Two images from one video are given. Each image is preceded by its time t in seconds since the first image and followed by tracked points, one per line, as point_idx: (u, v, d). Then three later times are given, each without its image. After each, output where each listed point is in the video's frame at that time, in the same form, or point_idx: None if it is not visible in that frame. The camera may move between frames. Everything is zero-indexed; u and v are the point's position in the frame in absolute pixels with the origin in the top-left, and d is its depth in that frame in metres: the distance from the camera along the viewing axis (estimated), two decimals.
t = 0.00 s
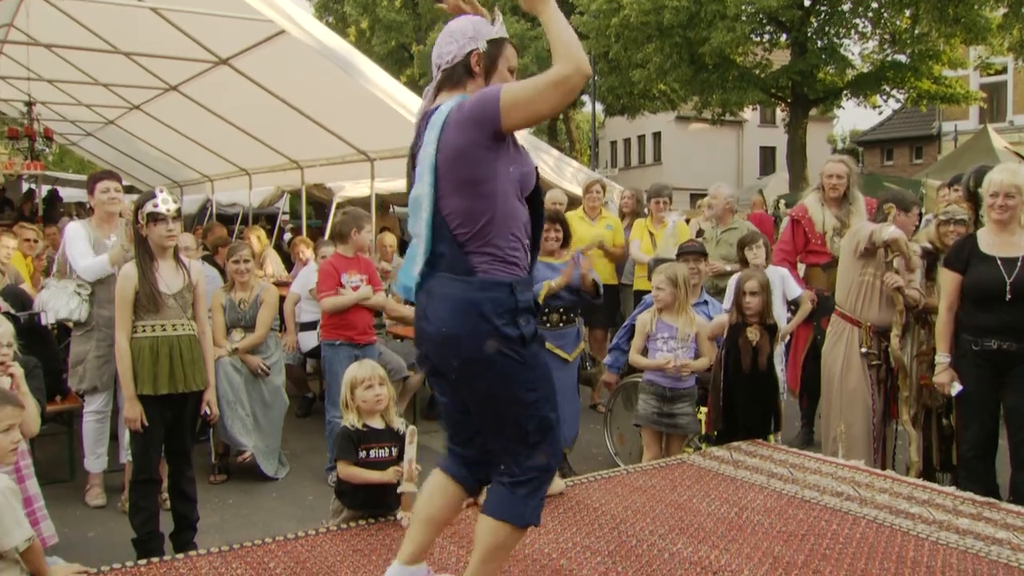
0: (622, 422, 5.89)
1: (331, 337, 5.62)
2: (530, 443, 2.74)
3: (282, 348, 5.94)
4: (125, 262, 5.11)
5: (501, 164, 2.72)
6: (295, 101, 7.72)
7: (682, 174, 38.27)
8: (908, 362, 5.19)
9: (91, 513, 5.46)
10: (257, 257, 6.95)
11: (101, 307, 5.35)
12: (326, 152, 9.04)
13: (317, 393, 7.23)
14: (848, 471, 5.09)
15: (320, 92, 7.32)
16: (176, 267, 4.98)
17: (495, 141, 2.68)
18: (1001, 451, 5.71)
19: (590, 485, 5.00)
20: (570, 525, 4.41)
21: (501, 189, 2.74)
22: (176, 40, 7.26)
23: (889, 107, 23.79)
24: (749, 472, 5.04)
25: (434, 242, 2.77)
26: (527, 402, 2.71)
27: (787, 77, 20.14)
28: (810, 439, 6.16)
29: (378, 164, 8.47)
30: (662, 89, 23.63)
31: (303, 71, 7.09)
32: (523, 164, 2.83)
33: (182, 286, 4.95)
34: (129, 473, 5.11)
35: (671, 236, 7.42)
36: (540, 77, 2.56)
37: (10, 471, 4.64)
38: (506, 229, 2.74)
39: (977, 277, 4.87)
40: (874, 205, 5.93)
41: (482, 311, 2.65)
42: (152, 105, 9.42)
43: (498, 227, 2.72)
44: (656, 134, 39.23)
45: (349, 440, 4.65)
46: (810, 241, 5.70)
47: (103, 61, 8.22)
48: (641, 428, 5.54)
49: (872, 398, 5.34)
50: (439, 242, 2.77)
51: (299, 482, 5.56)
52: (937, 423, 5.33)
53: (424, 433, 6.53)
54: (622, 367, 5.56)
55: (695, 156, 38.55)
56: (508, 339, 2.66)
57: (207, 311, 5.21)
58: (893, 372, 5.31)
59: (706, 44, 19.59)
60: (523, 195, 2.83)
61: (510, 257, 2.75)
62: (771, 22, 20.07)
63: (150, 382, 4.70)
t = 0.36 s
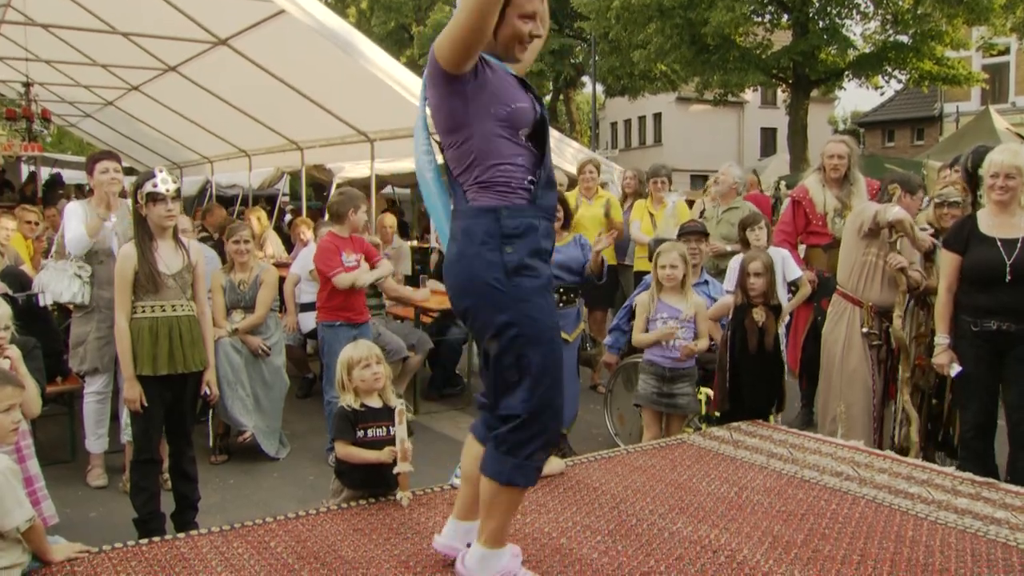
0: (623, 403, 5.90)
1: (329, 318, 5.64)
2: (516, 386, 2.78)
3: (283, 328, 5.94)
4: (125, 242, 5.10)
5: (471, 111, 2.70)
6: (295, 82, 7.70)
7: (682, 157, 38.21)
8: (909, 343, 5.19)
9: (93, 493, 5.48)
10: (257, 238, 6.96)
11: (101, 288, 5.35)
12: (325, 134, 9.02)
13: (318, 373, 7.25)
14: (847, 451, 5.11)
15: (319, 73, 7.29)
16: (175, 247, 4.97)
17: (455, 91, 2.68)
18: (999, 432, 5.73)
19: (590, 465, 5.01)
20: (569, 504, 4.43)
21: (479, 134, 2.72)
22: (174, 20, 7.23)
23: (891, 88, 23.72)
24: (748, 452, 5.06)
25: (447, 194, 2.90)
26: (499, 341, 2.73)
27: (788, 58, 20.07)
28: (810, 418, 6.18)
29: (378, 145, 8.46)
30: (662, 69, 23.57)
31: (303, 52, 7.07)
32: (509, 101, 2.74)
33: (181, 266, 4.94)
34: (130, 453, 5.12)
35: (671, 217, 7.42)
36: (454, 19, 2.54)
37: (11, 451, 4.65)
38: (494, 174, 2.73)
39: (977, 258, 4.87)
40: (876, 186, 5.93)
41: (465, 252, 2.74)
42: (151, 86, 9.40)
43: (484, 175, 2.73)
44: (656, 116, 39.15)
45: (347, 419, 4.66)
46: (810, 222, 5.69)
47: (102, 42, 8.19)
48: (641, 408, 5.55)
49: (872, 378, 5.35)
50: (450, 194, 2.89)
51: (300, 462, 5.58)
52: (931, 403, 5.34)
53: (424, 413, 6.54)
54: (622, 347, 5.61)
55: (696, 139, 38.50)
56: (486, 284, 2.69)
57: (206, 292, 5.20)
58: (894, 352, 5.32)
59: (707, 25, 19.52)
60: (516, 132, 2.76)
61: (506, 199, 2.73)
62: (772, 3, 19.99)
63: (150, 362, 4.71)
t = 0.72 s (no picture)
0: (622, 380, 5.91)
1: (338, 294, 5.66)
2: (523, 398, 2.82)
3: (283, 306, 5.93)
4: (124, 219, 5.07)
5: (472, 119, 2.66)
6: (295, 60, 7.66)
7: (682, 138, 38.12)
8: (911, 321, 5.19)
9: (93, 470, 5.49)
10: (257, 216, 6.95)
11: (100, 265, 5.34)
12: (325, 112, 8.99)
13: (318, 351, 7.26)
14: (848, 429, 5.12)
15: (319, 50, 7.25)
16: (175, 225, 4.95)
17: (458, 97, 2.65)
18: (998, 409, 5.74)
19: (590, 442, 5.00)
20: (570, 481, 4.43)
21: (478, 143, 2.68)
22: None
23: (893, 66, 23.66)
24: (748, 429, 5.06)
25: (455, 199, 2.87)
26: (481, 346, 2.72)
27: (790, 36, 20.01)
28: (808, 396, 6.19)
29: (377, 123, 8.43)
30: (663, 47, 23.49)
31: (302, 31, 7.03)
32: (514, 112, 2.66)
33: (181, 244, 4.92)
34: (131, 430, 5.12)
35: (671, 194, 7.39)
36: (469, 23, 2.49)
37: (11, 427, 4.65)
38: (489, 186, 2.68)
39: (977, 236, 4.86)
40: (878, 162, 5.93)
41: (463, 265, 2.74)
42: (149, 63, 9.35)
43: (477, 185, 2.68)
44: (657, 96, 39.03)
45: (346, 395, 4.65)
46: (812, 199, 5.68)
47: (99, 19, 8.14)
48: (641, 385, 5.56)
49: (875, 356, 5.35)
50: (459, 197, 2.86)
51: (300, 439, 5.59)
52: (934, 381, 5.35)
53: (424, 391, 6.56)
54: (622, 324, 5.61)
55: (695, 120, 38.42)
56: (473, 296, 2.70)
57: (207, 269, 5.20)
58: (896, 330, 5.32)
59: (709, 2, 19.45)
60: (518, 144, 2.68)
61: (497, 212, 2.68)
62: None
63: (150, 338, 4.70)
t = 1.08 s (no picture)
0: (621, 354, 5.92)
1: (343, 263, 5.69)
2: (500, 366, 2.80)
3: (282, 280, 5.93)
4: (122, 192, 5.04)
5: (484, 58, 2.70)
6: (294, 33, 7.61)
7: (683, 116, 38.02)
8: (912, 295, 5.19)
9: (94, 444, 5.51)
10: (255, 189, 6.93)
11: (98, 239, 5.32)
12: (323, 85, 8.95)
13: (318, 326, 7.27)
14: (847, 402, 5.13)
15: (318, 23, 7.21)
16: (174, 198, 4.93)
17: (470, 38, 2.70)
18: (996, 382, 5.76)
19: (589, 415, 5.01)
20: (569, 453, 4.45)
21: (490, 82, 2.72)
22: None
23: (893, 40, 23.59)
24: (747, 402, 5.07)
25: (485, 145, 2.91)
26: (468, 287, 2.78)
27: (791, 9, 19.96)
28: (807, 370, 6.21)
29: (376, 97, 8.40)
30: (663, 19, 23.39)
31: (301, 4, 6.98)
32: (525, 49, 2.67)
33: (180, 217, 4.90)
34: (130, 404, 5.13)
35: (671, 167, 7.38)
36: None
37: (11, 400, 4.65)
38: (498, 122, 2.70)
39: (977, 209, 4.84)
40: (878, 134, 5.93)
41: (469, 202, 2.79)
42: (146, 37, 9.29)
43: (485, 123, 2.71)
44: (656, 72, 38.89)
45: (344, 369, 4.66)
46: (812, 173, 5.67)
47: None
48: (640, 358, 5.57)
49: (877, 330, 5.34)
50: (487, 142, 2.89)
51: (299, 412, 5.61)
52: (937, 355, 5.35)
53: (424, 364, 6.57)
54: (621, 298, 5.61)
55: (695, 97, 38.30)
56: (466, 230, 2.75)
57: (206, 243, 5.18)
58: (898, 304, 5.31)
59: None
60: (526, 80, 2.66)
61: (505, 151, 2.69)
62: None
63: (150, 312, 4.70)
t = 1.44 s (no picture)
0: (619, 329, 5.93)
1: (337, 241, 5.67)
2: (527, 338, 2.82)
3: (277, 257, 5.91)
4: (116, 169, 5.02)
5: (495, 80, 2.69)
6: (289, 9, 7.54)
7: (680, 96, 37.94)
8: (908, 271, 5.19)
9: (91, 421, 5.50)
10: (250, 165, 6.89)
11: (93, 216, 5.33)
12: (319, 62, 8.89)
13: (314, 303, 7.27)
14: (843, 377, 5.14)
15: None
16: (168, 173, 4.90)
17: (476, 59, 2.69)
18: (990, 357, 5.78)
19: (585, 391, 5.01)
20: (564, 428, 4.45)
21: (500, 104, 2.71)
22: None
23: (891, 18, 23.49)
24: (743, 378, 5.09)
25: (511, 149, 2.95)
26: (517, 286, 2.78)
27: None
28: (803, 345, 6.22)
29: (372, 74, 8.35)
30: None
31: None
32: (526, 74, 2.62)
33: (174, 193, 4.88)
34: (126, 380, 5.11)
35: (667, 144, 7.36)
36: None
37: (6, 375, 4.62)
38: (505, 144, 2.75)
39: (978, 184, 4.83)
40: (878, 110, 5.93)
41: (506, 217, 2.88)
42: (139, 12, 9.22)
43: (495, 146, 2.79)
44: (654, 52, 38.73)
45: (340, 344, 4.65)
46: (810, 149, 5.68)
47: None
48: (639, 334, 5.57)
49: (872, 306, 5.34)
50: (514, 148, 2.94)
51: (296, 389, 5.61)
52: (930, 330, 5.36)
53: (420, 341, 6.57)
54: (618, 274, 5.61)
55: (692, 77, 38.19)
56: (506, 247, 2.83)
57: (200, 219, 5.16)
58: (892, 280, 5.31)
59: None
60: (524, 107, 2.64)
61: (514, 173, 2.77)
62: None
63: (144, 288, 4.69)
